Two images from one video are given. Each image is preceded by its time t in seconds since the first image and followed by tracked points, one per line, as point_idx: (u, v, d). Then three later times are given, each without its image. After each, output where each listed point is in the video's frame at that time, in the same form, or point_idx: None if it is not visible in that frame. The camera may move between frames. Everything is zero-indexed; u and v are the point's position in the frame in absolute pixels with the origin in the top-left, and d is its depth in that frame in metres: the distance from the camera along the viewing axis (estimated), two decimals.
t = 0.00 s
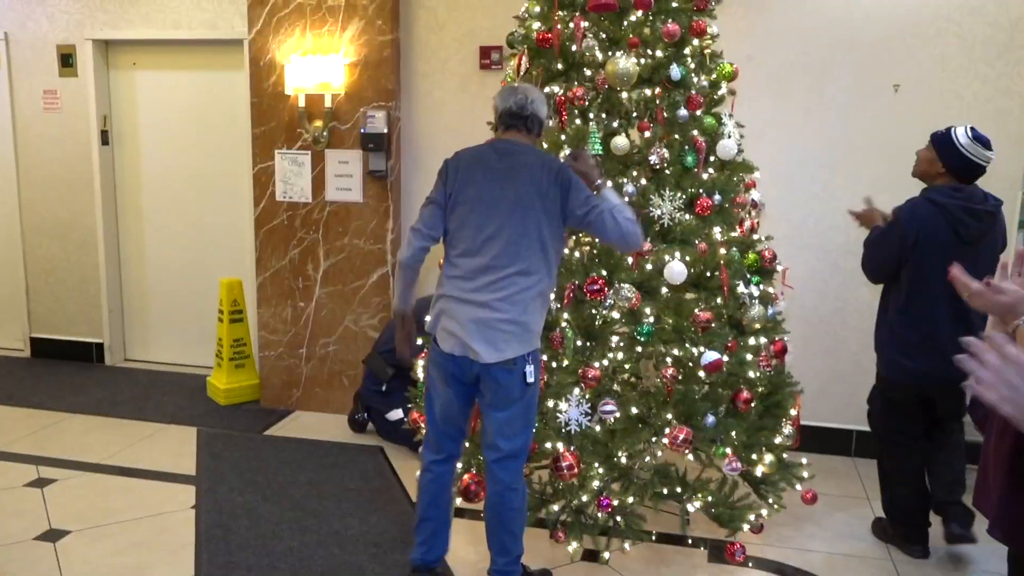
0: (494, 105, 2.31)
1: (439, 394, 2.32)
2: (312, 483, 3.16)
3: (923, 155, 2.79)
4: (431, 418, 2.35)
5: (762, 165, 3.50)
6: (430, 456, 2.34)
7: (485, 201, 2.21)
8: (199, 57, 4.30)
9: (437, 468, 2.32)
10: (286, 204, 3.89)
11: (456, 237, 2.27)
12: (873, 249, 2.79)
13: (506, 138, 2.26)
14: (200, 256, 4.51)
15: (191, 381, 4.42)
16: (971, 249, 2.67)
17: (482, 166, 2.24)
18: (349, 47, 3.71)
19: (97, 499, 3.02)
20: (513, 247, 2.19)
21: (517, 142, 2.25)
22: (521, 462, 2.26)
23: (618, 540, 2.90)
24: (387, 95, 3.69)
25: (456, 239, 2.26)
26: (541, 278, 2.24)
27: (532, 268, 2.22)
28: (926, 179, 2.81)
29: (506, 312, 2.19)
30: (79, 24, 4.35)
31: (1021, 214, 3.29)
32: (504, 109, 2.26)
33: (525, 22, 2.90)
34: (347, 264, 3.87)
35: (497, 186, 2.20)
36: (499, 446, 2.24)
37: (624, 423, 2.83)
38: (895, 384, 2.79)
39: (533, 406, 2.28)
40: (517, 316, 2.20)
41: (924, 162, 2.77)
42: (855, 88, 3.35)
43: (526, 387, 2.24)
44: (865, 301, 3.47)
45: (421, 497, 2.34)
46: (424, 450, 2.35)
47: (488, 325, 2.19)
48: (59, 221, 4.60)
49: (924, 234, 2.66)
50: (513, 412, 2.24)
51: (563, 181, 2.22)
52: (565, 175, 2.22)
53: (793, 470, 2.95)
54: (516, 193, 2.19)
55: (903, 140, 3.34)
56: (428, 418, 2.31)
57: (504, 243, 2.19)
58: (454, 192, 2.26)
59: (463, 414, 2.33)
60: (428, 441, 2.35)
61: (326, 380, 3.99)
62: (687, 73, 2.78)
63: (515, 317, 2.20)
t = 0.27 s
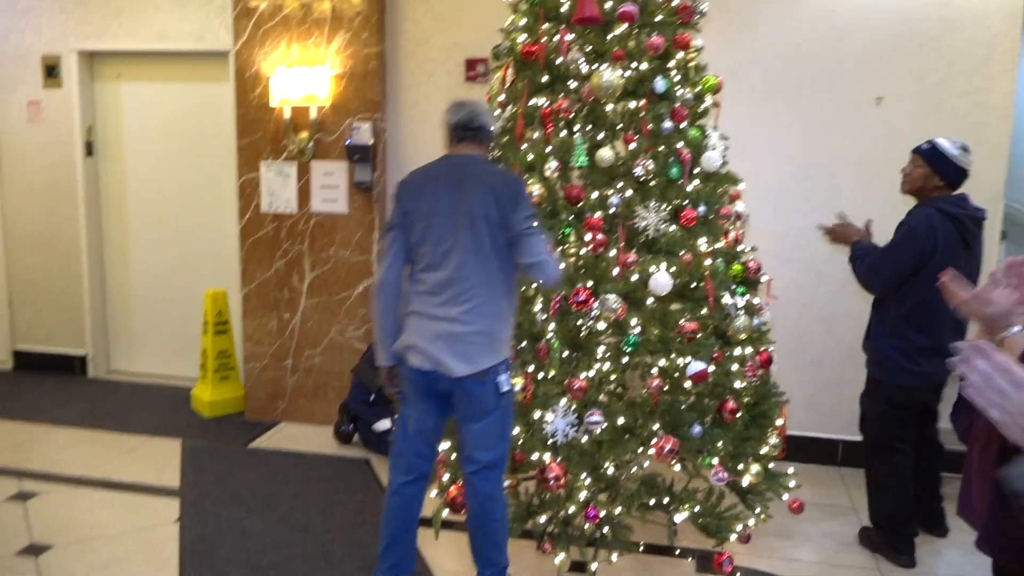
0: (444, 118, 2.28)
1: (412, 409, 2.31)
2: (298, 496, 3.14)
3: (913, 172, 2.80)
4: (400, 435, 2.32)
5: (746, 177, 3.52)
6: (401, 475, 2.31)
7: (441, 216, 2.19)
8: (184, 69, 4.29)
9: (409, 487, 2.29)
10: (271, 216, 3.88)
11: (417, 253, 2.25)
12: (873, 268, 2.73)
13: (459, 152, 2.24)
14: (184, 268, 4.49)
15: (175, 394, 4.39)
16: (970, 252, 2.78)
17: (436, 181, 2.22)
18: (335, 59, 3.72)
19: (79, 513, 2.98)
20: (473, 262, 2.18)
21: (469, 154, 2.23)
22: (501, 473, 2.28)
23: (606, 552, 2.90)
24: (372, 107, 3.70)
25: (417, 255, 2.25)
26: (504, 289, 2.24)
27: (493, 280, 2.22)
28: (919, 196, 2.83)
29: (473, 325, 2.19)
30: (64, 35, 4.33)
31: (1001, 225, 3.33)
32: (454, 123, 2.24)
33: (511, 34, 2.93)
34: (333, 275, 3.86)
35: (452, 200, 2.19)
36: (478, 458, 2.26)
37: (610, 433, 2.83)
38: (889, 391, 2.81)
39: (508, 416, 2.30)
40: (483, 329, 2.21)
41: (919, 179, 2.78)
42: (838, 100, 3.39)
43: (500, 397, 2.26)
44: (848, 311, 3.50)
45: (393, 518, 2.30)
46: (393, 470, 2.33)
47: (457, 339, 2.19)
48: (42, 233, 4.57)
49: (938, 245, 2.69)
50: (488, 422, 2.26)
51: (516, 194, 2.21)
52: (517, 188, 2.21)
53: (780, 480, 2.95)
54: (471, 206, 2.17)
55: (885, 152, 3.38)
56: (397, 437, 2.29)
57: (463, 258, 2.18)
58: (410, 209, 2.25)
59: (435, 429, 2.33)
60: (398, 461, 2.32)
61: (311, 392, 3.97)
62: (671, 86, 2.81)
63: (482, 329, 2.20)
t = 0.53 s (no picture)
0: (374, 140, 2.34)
1: (359, 426, 2.31)
2: (274, 513, 3.10)
3: (893, 188, 2.84)
4: (350, 453, 2.32)
5: (720, 189, 3.56)
6: (354, 494, 2.31)
7: (380, 229, 2.21)
8: (157, 80, 4.26)
9: (363, 506, 2.30)
10: (246, 228, 3.85)
11: (356, 267, 2.26)
12: (879, 274, 2.74)
13: (395, 165, 2.27)
14: (156, 281, 4.43)
15: (148, 409, 4.32)
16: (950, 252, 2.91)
17: (373, 195, 2.24)
18: (311, 71, 3.71)
19: (48, 534, 2.92)
20: (412, 274, 2.21)
21: (405, 168, 2.27)
22: (461, 483, 2.31)
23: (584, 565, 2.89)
24: (348, 119, 3.69)
25: (357, 269, 2.26)
26: (445, 301, 2.27)
27: (434, 292, 2.24)
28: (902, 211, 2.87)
29: (417, 337, 2.21)
30: (34, 47, 4.27)
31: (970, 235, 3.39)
32: (385, 141, 2.30)
33: (486, 47, 2.94)
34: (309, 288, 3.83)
35: (389, 213, 2.21)
36: (431, 472, 2.27)
37: (587, 445, 2.83)
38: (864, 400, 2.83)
39: (457, 427, 2.32)
40: (426, 340, 2.22)
41: (904, 193, 2.82)
42: (810, 113, 3.44)
43: (446, 409, 2.27)
44: (822, 321, 3.54)
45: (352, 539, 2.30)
46: (346, 489, 2.32)
47: (400, 352, 2.20)
48: (10, 246, 4.48)
49: (933, 251, 2.76)
50: (437, 435, 2.28)
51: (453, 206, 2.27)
52: (453, 200, 2.26)
53: (756, 489, 2.96)
54: (408, 218, 2.21)
55: (857, 164, 3.43)
56: (347, 458, 2.28)
57: (403, 269, 2.20)
58: (349, 225, 2.26)
59: (384, 445, 2.33)
60: (349, 480, 2.32)
61: (287, 407, 3.93)
62: (645, 98, 2.83)
63: (425, 341, 2.22)
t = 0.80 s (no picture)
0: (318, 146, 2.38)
1: (330, 437, 2.28)
2: (248, 524, 3.07)
3: (863, 199, 2.92)
4: (320, 464, 2.29)
5: (693, 196, 3.58)
6: (325, 508, 2.29)
7: (342, 234, 2.21)
8: (127, 88, 4.21)
9: (336, 519, 2.27)
10: (218, 237, 3.81)
11: (317, 275, 2.24)
12: (875, 277, 2.78)
13: (350, 172, 2.31)
14: (126, 291, 4.37)
15: (119, 421, 4.26)
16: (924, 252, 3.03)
17: (329, 201, 2.25)
18: (283, 78, 3.68)
19: (16, 549, 2.87)
20: (379, 276, 2.23)
21: (358, 174, 2.30)
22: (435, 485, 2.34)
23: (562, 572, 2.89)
24: (321, 126, 3.67)
25: (319, 277, 2.24)
26: (410, 301, 2.31)
27: (401, 294, 2.28)
28: (882, 217, 2.94)
29: (390, 339, 2.23)
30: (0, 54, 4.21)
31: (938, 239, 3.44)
32: (329, 145, 2.34)
33: (459, 54, 2.93)
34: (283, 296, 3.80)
35: (350, 218, 2.22)
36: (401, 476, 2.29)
37: (563, 452, 2.83)
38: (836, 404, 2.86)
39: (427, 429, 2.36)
40: (399, 343, 2.25)
41: (874, 201, 2.90)
42: (780, 120, 3.47)
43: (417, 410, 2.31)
44: (795, 326, 3.57)
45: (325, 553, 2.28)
46: (317, 504, 2.29)
47: (375, 356, 2.21)
48: None
49: (921, 249, 2.85)
50: (410, 438, 2.30)
51: (412, 208, 2.33)
52: (411, 203, 2.32)
53: (731, 493, 2.97)
54: (370, 222, 2.23)
55: (827, 170, 3.47)
56: (319, 470, 2.26)
57: (370, 273, 2.22)
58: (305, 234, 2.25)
59: (358, 455, 2.32)
60: (320, 491, 2.29)
61: (261, 417, 3.89)
62: (619, 106, 2.84)
63: (397, 342, 2.25)
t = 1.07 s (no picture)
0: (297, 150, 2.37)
1: (316, 444, 2.25)
2: (229, 530, 3.05)
3: (849, 198, 2.96)
4: (304, 471, 2.26)
5: (673, 197, 3.60)
6: (308, 516, 2.27)
7: (339, 236, 2.21)
8: (103, 92, 4.17)
9: (320, 527, 2.27)
10: (197, 241, 3.79)
11: (310, 276, 2.22)
12: (874, 273, 2.82)
13: (337, 175, 2.30)
14: (105, 297, 4.34)
15: (98, 428, 4.22)
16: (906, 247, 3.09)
17: (322, 202, 2.24)
18: (261, 81, 3.67)
19: None
20: (372, 279, 2.25)
21: (347, 177, 2.31)
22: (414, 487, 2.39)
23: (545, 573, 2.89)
24: (301, 130, 3.65)
25: (312, 278, 2.21)
26: (398, 304, 2.35)
27: (392, 298, 2.32)
28: (870, 214, 2.98)
29: (381, 340, 2.26)
30: None
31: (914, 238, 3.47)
32: (310, 149, 2.32)
33: (439, 57, 2.93)
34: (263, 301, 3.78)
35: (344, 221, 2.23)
36: (383, 480, 2.32)
37: (546, 453, 2.83)
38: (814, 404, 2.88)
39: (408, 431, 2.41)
40: (390, 346, 2.29)
41: (860, 199, 2.94)
42: (759, 121, 3.50)
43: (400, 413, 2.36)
44: (774, 326, 3.59)
45: (308, 562, 2.27)
46: (301, 513, 2.27)
47: (368, 358, 2.23)
48: None
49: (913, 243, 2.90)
50: (394, 441, 2.35)
51: (402, 213, 2.37)
52: (402, 208, 2.37)
53: (714, 493, 2.98)
54: (365, 225, 2.25)
55: (806, 171, 3.50)
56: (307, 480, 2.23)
57: (366, 276, 2.24)
58: (297, 234, 2.22)
59: (342, 460, 2.31)
60: (302, 498, 2.26)
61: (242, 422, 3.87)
62: (598, 107, 2.85)
63: (388, 344, 2.28)
